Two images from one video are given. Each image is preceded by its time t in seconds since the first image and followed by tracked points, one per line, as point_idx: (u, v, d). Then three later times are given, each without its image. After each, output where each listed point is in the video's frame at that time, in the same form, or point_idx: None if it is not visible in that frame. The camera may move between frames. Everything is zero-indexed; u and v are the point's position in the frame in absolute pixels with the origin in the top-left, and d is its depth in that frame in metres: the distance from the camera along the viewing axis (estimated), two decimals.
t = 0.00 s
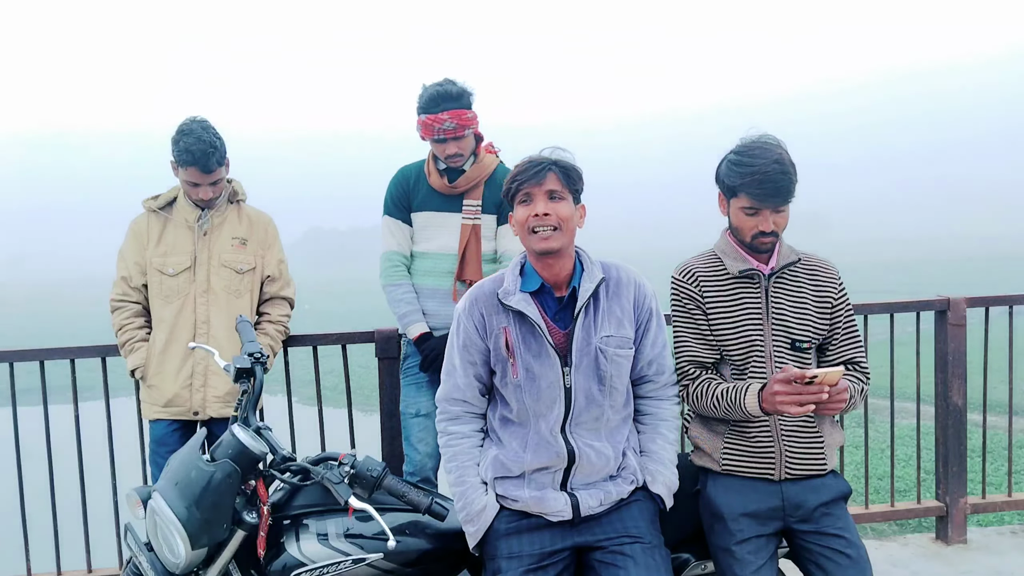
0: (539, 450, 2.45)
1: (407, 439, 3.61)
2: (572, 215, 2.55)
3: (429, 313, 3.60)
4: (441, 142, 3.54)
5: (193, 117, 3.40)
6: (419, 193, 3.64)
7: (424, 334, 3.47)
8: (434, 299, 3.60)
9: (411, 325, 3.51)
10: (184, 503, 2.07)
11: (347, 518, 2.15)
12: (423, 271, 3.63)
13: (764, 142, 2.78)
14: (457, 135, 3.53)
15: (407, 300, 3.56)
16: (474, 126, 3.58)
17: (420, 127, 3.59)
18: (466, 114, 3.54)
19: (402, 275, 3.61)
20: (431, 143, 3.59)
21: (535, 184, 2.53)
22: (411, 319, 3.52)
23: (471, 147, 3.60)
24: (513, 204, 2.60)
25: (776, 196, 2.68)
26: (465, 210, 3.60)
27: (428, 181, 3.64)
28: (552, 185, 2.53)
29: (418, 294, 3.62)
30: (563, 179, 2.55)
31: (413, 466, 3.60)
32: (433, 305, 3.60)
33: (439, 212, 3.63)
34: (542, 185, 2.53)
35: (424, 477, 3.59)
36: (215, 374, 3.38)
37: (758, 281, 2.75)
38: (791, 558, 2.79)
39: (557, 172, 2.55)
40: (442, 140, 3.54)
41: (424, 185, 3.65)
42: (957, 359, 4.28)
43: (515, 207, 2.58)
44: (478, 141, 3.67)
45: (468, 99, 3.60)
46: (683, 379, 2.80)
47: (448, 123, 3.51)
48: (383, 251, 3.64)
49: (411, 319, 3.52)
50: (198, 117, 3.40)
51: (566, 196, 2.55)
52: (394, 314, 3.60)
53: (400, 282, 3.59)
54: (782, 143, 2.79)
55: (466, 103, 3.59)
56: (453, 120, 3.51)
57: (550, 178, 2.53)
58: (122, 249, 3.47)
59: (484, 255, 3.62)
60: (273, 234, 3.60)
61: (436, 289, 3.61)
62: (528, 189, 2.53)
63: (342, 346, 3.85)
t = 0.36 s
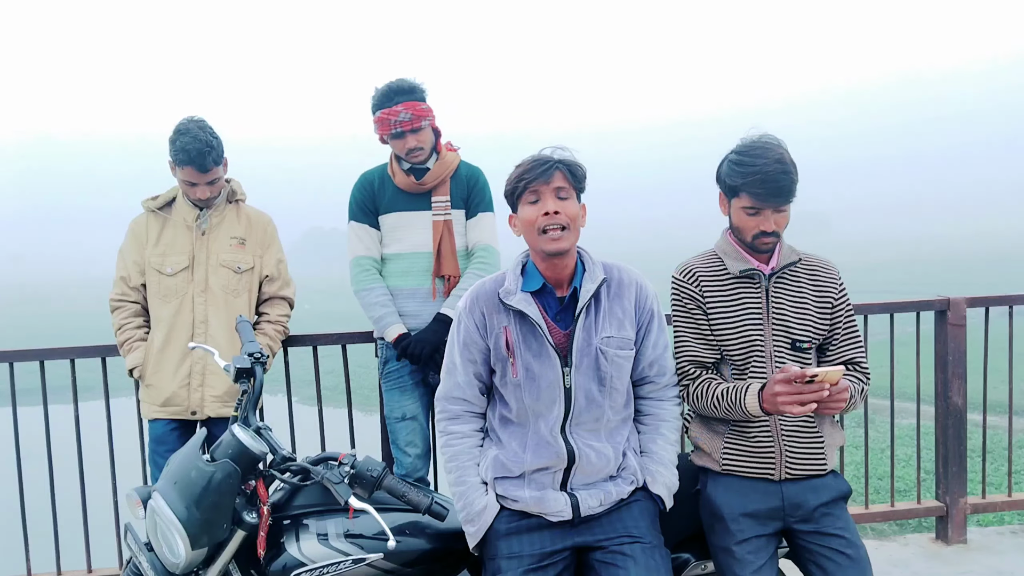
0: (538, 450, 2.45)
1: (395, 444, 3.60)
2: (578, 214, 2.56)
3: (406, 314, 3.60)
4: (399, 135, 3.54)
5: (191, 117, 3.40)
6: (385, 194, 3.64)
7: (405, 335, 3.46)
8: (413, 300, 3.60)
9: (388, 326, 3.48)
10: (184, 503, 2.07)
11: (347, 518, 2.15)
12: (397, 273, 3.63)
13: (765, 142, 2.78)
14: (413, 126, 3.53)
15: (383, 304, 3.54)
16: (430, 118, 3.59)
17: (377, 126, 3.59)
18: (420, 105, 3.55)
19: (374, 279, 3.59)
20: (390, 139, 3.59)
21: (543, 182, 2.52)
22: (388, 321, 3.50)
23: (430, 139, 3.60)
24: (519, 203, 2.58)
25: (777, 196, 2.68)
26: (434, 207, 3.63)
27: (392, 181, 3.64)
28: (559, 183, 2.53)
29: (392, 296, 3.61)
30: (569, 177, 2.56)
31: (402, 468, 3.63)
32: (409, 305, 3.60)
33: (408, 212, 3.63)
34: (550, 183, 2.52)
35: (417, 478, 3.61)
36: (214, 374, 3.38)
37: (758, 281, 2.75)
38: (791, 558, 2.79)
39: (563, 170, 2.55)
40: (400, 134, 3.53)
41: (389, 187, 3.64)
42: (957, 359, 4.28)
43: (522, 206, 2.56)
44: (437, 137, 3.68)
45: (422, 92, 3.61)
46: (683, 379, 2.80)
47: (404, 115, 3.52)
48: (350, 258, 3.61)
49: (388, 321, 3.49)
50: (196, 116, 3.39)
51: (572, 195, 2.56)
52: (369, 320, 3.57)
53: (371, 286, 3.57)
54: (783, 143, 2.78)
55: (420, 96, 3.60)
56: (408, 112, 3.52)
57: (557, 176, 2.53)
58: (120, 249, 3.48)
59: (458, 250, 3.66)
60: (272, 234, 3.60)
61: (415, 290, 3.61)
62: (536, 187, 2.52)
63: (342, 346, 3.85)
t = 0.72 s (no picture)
0: (537, 447, 2.45)
1: (389, 445, 3.59)
2: (580, 215, 2.57)
3: (398, 315, 3.60)
4: (380, 132, 3.51)
5: (188, 118, 3.39)
6: (369, 196, 3.62)
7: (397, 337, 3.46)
8: (404, 300, 3.61)
9: (383, 329, 3.48)
10: (183, 503, 2.06)
11: (347, 518, 2.15)
12: (386, 274, 3.62)
13: (764, 142, 2.77)
14: (394, 122, 3.52)
15: (376, 305, 3.52)
16: (410, 115, 3.59)
17: (356, 123, 3.57)
18: (401, 102, 3.55)
19: (364, 282, 3.55)
20: (369, 137, 3.56)
21: (550, 185, 2.51)
22: (381, 323, 3.49)
23: (410, 136, 3.60)
24: (523, 201, 2.57)
25: (776, 195, 2.68)
26: (419, 207, 3.63)
27: (374, 182, 3.62)
28: (565, 185, 2.53)
29: (382, 297, 3.60)
30: (574, 180, 2.55)
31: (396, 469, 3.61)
32: (400, 307, 3.60)
33: (392, 213, 3.62)
34: (556, 186, 2.51)
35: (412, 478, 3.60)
36: (213, 374, 3.38)
37: (758, 281, 2.75)
38: (791, 558, 2.79)
39: (569, 173, 2.54)
40: (381, 130, 3.51)
41: (371, 189, 3.63)
42: (957, 359, 4.28)
43: (526, 206, 2.56)
44: (416, 136, 3.67)
45: (401, 90, 3.61)
46: (683, 379, 2.80)
47: (385, 111, 3.50)
48: (337, 261, 3.58)
49: (383, 323, 3.48)
50: (193, 117, 3.39)
51: (576, 196, 2.56)
52: (361, 322, 3.56)
53: (362, 289, 3.54)
54: (782, 143, 2.78)
55: (399, 93, 3.60)
56: (389, 108, 3.51)
57: (563, 179, 2.53)
58: (120, 250, 3.48)
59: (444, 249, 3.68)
60: (271, 234, 3.60)
61: (405, 291, 3.61)
62: (542, 190, 2.51)
63: (342, 346, 3.85)
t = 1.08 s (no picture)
0: (538, 448, 2.44)
1: (386, 446, 3.62)
2: (586, 217, 2.57)
3: (390, 316, 3.60)
4: (379, 134, 3.52)
5: (188, 118, 3.39)
6: (366, 196, 3.63)
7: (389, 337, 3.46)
8: (397, 301, 3.61)
9: (373, 329, 3.48)
10: (184, 503, 2.06)
11: (347, 518, 2.15)
12: (381, 274, 3.62)
13: (764, 142, 2.77)
14: (393, 125, 3.52)
15: (368, 305, 3.52)
16: (410, 118, 3.58)
17: (355, 124, 3.57)
18: (401, 105, 3.55)
19: (357, 282, 3.56)
20: (369, 139, 3.56)
21: (556, 185, 2.51)
22: (373, 323, 3.49)
23: (409, 139, 3.60)
24: (528, 200, 2.57)
25: (776, 195, 2.68)
26: (415, 208, 3.63)
27: (372, 183, 3.63)
28: (572, 187, 2.53)
29: (375, 298, 3.61)
30: (580, 181, 2.55)
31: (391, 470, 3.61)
32: (392, 308, 3.60)
33: (388, 214, 3.62)
34: (562, 186, 2.51)
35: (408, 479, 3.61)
36: (213, 374, 3.38)
37: (759, 281, 2.75)
38: (791, 558, 2.79)
39: (575, 174, 2.54)
40: (380, 133, 3.52)
41: (368, 190, 3.63)
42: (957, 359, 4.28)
43: (530, 205, 2.55)
44: (415, 137, 3.66)
45: (401, 93, 3.61)
46: (683, 380, 2.80)
47: (385, 113, 3.50)
48: (333, 260, 3.59)
49: (373, 323, 3.49)
50: (193, 117, 3.39)
51: (581, 198, 2.56)
52: (353, 321, 3.56)
53: (356, 289, 3.54)
54: (782, 142, 2.79)
55: (400, 96, 3.59)
56: (389, 110, 3.50)
57: (570, 180, 2.53)
58: (120, 250, 3.48)
59: (440, 250, 3.67)
60: (271, 234, 3.59)
61: (399, 291, 3.61)
62: (548, 190, 2.51)
63: (342, 346, 3.85)
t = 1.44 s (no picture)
0: (538, 447, 2.44)
1: (384, 447, 3.61)
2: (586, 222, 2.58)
3: (388, 317, 3.61)
4: (376, 137, 3.52)
5: (188, 119, 3.40)
6: (362, 198, 3.62)
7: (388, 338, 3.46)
8: (395, 302, 3.61)
9: (373, 331, 3.49)
10: (184, 503, 2.06)
11: (347, 518, 2.15)
12: (378, 275, 3.63)
13: (763, 142, 2.78)
14: (391, 128, 3.52)
15: (366, 307, 3.52)
16: (407, 120, 3.59)
17: (352, 126, 3.56)
18: (398, 107, 3.55)
19: (355, 283, 3.56)
20: (366, 142, 3.56)
21: (559, 191, 2.51)
22: (372, 324, 3.50)
23: (406, 142, 3.60)
24: (529, 205, 2.56)
25: (775, 196, 2.68)
26: (412, 208, 3.63)
27: (368, 184, 3.62)
28: (574, 193, 2.54)
29: (373, 299, 3.61)
30: (581, 186, 2.56)
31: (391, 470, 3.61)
32: (391, 309, 3.61)
33: (384, 214, 3.62)
34: (564, 192, 2.52)
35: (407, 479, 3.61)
36: (215, 375, 3.38)
37: (758, 281, 2.75)
38: (791, 558, 2.79)
39: (577, 179, 2.55)
40: (377, 135, 3.51)
41: (364, 191, 3.63)
42: (957, 359, 4.28)
43: (532, 211, 2.55)
44: (411, 138, 3.66)
45: (398, 95, 3.60)
46: (683, 379, 2.80)
47: (383, 116, 3.50)
48: (329, 262, 3.58)
49: (372, 326, 3.49)
50: (194, 118, 3.39)
51: (582, 203, 2.57)
52: (351, 323, 3.56)
53: (354, 291, 3.54)
54: (781, 143, 2.79)
55: (397, 98, 3.59)
56: (386, 113, 3.50)
57: (572, 186, 2.53)
58: (120, 250, 3.48)
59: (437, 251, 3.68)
60: (272, 234, 3.59)
61: (397, 292, 3.61)
62: (551, 196, 2.51)
63: (342, 346, 3.85)
